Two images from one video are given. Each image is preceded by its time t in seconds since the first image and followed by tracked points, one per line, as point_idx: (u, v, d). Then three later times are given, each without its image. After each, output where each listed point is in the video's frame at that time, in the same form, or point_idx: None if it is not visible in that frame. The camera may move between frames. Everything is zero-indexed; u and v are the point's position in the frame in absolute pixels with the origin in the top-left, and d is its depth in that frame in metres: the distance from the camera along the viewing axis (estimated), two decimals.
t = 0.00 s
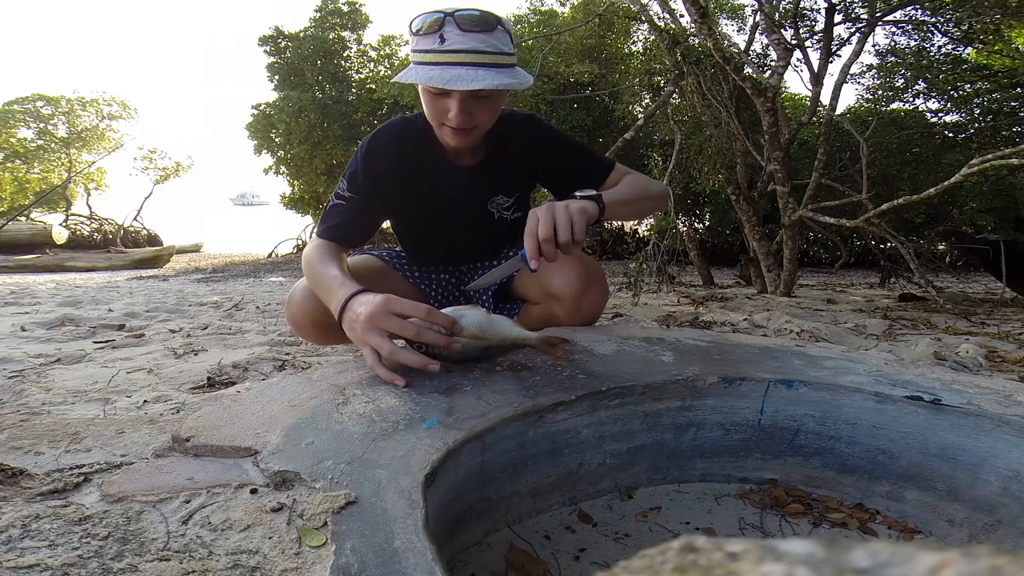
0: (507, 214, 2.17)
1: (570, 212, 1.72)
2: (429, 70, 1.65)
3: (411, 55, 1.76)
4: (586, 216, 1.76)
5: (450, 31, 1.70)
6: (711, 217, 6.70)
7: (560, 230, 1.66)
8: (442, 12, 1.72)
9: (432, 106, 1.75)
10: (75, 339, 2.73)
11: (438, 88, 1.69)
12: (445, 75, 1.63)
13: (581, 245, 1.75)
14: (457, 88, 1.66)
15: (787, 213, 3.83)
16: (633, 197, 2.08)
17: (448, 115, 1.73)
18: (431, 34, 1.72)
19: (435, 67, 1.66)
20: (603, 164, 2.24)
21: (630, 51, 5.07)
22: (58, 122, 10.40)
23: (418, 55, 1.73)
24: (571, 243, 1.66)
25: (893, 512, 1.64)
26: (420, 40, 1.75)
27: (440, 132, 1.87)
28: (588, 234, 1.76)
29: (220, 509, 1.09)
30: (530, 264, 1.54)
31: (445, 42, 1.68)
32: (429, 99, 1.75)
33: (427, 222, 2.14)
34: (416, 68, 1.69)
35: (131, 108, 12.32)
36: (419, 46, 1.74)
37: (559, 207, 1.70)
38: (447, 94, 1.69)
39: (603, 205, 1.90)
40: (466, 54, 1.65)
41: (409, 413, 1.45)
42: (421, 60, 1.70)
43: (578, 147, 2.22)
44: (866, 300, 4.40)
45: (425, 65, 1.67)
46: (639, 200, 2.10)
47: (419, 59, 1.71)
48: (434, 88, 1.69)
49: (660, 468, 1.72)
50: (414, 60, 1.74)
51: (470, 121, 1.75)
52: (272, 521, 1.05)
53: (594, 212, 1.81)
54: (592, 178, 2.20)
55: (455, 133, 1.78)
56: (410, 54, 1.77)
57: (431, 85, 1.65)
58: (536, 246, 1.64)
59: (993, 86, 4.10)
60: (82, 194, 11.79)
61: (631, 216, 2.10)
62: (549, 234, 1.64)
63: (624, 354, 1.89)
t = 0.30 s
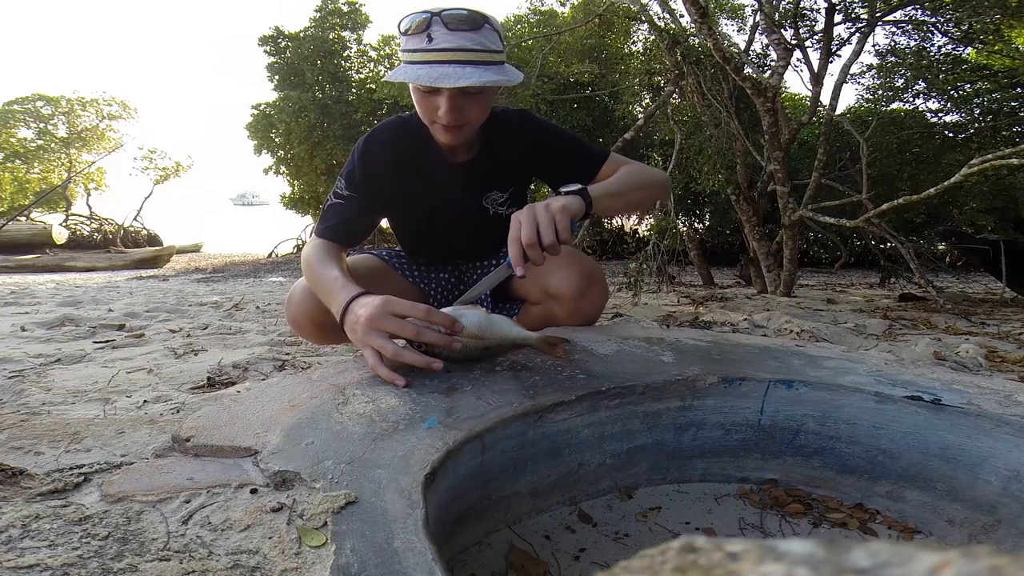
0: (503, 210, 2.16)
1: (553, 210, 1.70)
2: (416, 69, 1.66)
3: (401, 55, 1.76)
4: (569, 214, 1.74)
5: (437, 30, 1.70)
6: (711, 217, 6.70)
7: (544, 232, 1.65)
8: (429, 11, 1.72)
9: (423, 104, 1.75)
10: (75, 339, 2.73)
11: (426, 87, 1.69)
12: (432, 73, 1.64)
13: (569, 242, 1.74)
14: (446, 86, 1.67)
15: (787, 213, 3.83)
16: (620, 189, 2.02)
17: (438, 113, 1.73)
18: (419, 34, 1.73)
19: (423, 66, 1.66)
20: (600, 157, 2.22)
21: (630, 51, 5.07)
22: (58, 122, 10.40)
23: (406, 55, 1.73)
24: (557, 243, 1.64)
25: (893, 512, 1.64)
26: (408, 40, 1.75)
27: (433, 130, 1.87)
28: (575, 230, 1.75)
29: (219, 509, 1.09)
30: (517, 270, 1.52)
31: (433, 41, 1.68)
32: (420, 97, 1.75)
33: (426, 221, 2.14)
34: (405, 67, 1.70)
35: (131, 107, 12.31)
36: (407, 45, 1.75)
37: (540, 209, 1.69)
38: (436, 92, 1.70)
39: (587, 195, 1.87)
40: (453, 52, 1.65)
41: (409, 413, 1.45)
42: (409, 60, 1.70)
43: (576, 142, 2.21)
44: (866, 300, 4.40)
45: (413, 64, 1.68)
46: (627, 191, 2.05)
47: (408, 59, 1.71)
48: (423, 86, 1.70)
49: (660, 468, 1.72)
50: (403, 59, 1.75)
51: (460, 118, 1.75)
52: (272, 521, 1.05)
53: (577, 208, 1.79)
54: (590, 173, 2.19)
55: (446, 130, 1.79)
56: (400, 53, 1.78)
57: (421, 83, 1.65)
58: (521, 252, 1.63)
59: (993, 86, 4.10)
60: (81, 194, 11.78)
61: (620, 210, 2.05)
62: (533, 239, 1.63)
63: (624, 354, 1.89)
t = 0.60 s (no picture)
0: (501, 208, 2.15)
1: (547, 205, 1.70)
2: (407, 67, 1.66)
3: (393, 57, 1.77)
4: (561, 208, 1.74)
5: (427, 29, 1.70)
6: (711, 217, 6.70)
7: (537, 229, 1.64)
8: (419, 11, 1.72)
9: (417, 102, 1.76)
10: (75, 339, 2.73)
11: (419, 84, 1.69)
12: (423, 70, 1.64)
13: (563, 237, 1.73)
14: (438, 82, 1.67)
15: (787, 213, 3.83)
16: (616, 178, 2.00)
17: (431, 110, 1.73)
18: (409, 33, 1.73)
19: (413, 64, 1.66)
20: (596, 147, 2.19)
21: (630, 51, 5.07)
22: (58, 122, 10.40)
23: (398, 55, 1.74)
24: (551, 239, 1.63)
25: (893, 512, 1.64)
26: (400, 40, 1.75)
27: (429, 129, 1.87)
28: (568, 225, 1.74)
29: (219, 509, 1.09)
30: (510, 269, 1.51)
31: (422, 39, 1.68)
32: (413, 96, 1.75)
33: (425, 220, 2.13)
34: (396, 66, 1.70)
35: (131, 108, 12.31)
36: (399, 44, 1.75)
37: (531, 206, 1.68)
38: (428, 89, 1.70)
39: (578, 188, 1.87)
40: (442, 49, 1.65)
41: (409, 413, 1.44)
42: (400, 59, 1.71)
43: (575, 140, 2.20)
44: (866, 300, 4.40)
45: (404, 63, 1.68)
46: (624, 181, 2.03)
47: (399, 58, 1.72)
48: (416, 84, 1.70)
49: (660, 468, 1.72)
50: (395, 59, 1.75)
51: (453, 114, 1.74)
52: (272, 521, 1.05)
53: (568, 201, 1.79)
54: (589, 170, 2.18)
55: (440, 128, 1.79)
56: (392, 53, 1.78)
57: (412, 81, 1.65)
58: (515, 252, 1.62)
59: (993, 86, 4.10)
60: (81, 194, 11.78)
61: (616, 199, 2.03)
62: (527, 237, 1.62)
63: (624, 354, 1.89)
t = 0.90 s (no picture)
0: (501, 207, 2.14)
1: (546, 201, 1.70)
2: (402, 67, 1.66)
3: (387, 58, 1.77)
4: (559, 203, 1.74)
5: (421, 29, 1.70)
6: (710, 218, 6.71)
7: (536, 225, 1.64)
8: (413, 11, 1.73)
9: (414, 102, 1.76)
10: (75, 339, 2.73)
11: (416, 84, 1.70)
12: (418, 70, 1.64)
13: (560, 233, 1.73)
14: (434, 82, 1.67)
15: (787, 213, 3.83)
16: (614, 174, 1.99)
17: (428, 110, 1.73)
18: (404, 34, 1.73)
19: (408, 63, 1.66)
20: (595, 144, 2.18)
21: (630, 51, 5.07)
22: (58, 122, 10.39)
23: (393, 56, 1.74)
24: (549, 236, 1.63)
25: (893, 512, 1.64)
26: (394, 41, 1.75)
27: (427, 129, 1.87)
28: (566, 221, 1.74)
29: (219, 509, 1.09)
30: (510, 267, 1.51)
31: (417, 39, 1.68)
32: (411, 96, 1.75)
33: (425, 219, 2.14)
34: (392, 66, 1.70)
35: (131, 108, 12.31)
36: (393, 44, 1.75)
37: (529, 203, 1.68)
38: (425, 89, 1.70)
39: (576, 183, 1.86)
40: (437, 48, 1.65)
41: (409, 413, 1.44)
42: (396, 59, 1.71)
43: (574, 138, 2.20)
44: (865, 300, 4.40)
45: (400, 63, 1.68)
46: (623, 177, 2.02)
47: (395, 57, 1.72)
48: (412, 84, 1.70)
49: (661, 468, 1.72)
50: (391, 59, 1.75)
51: (450, 114, 1.75)
52: (272, 521, 1.05)
53: (566, 198, 1.78)
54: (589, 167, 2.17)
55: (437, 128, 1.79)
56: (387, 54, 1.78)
57: (407, 80, 1.65)
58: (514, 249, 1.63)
59: (993, 86, 4.10)
60: (82, 194, 11.77)
61: (614, 195, 2.02)
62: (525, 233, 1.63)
63: (625, 354, 1.89)
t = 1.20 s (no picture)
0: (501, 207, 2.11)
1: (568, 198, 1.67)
2: (412, 61, 1.65)
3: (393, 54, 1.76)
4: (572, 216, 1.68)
5: (430, 24, 1.71)
6: (711, 217, 6.71)
7: (553, 215, 1.61)
8: (422, 8, 1.73)
9: (421, 101, 1.74)
10: (75, 339, 2.73)
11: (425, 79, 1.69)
12: (429, 62, 1.63)
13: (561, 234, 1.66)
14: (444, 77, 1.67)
15: (787, 213, 3.83)
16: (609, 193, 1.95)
17: (437, 108, 1.72)
18: (413, 30, 1.73)
19: (418, 57, 1.65)
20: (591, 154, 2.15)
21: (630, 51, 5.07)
22: (58, 122, 10.38)
23: (401, 53, 1.73)
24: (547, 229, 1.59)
25: (893, 512, 1.64)
26: (402, 37, 1.75)
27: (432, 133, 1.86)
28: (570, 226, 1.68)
29: (219, 509, 1.09)
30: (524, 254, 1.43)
31: (427, 34, 1.68)
32: (418, 94, 1.74)
33: (424, 219, 2.14)
34: (401, 61, 1.69)
35: (131, 107, 12.30)
36: (401, 41, 1.75)
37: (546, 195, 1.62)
38: (435, 86, 1.70)
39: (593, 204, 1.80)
40: (447, 42, 1.66)
41: (409, 413, 1.44)
42: (404, 55, 1.70)
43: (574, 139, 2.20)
44: (866, 300, 4.40)
45: (408, 58, 1.67)
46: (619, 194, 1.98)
47: (403, 53, 1.71)
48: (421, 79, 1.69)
49: (660, 468, 1.72)
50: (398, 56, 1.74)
51: (459, 112, 1.74)
52: (272, 521, 1.05)
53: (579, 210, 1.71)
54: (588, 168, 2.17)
55: (443, 127, 1.77)
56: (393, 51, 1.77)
57: (418, 74, 1.65)
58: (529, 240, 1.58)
59: (993, 86, 4.10)
60: (82, 194, 11.77)
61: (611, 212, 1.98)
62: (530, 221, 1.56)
63: (624, 354, 1.89)
